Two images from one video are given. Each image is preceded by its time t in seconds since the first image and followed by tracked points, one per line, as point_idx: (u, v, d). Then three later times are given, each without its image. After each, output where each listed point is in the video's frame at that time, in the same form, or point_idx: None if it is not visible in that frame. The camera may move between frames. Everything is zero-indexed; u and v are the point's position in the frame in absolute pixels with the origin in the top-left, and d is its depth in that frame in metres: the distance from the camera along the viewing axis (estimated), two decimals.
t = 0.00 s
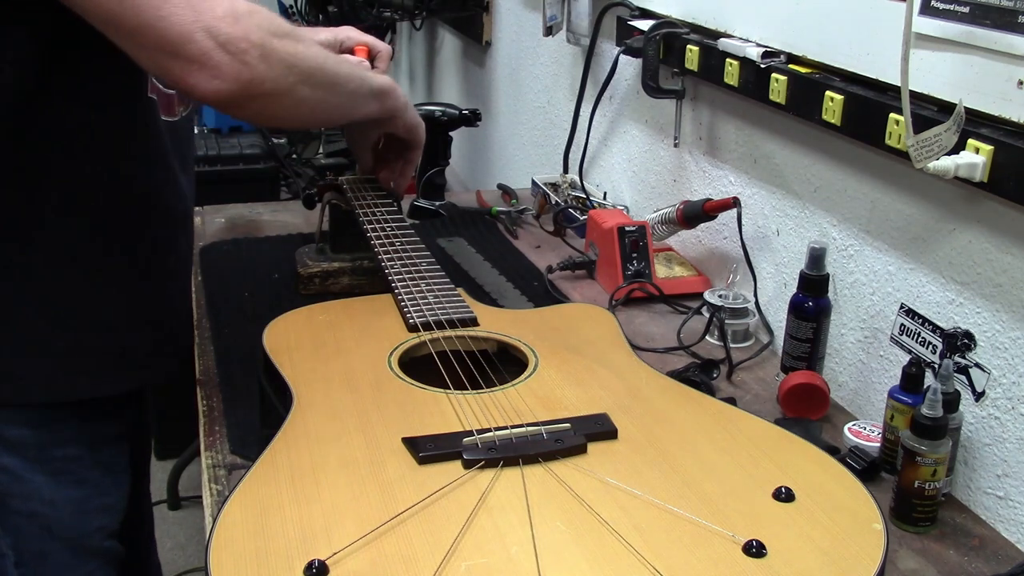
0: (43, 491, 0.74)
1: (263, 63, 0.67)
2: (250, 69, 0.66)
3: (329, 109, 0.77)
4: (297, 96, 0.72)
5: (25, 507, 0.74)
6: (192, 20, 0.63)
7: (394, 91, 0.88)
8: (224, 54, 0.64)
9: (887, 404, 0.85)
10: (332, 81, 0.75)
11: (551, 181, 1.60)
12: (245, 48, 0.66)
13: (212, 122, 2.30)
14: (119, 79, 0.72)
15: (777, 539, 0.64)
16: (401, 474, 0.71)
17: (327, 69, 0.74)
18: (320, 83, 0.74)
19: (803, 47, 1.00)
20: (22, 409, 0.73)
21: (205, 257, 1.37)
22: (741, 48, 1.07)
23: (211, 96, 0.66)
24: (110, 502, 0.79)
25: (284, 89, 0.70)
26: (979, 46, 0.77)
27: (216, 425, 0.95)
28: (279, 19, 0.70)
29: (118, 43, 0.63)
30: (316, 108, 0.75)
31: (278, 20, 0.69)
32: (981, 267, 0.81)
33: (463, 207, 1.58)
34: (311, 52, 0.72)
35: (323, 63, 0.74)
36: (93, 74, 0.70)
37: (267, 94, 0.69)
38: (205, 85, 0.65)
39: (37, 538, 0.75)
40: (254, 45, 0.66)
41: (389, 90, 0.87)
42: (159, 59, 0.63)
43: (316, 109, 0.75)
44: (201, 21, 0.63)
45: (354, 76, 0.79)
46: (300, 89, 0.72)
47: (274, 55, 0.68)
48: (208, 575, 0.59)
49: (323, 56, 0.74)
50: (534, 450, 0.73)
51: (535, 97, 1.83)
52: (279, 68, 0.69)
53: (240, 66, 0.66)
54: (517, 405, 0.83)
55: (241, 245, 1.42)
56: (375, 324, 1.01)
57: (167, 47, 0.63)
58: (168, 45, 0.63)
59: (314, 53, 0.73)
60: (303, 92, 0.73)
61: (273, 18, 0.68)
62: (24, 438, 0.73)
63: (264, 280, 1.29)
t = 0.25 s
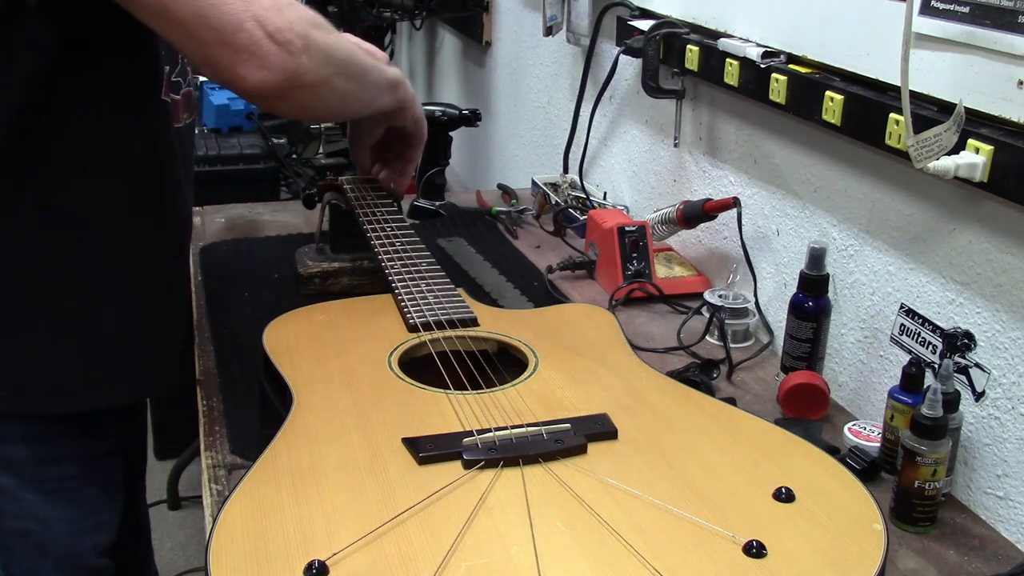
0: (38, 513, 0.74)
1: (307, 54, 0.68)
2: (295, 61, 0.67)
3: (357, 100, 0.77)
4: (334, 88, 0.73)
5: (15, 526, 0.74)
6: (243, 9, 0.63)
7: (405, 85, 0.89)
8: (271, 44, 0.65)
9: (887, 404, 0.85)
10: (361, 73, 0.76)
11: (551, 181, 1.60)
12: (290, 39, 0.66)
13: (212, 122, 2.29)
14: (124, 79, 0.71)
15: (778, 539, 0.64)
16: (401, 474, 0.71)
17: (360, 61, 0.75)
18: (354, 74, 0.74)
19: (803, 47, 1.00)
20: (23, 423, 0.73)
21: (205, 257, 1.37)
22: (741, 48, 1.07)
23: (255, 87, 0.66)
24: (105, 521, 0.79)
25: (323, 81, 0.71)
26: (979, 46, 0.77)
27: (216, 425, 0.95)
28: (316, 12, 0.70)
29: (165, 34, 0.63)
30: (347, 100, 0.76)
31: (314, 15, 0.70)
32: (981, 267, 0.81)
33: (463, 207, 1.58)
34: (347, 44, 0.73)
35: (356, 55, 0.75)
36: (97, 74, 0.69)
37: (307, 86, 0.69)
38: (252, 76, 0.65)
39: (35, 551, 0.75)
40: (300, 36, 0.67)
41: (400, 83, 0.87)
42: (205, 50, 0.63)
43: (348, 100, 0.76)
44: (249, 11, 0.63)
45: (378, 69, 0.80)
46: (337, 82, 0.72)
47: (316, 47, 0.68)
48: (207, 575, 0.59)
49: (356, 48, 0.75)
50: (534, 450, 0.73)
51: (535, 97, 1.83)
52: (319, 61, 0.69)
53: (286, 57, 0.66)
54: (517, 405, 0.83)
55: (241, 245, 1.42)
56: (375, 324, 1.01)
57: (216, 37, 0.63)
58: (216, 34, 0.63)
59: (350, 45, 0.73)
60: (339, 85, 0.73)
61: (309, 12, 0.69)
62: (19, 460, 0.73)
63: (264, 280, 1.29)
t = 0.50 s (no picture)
0: (40, 520, 0.74)
1: (329, 54, 0.71)
2: (317, 60, 0.70)
3: (370, 99, 0.81)
4: (351, 87, 0.76)
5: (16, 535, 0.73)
6: (269, 10, 0.66)
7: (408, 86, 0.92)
8: (296, 44, 0.68)
9: (887, 404, 0.85)
10: (373, 72, 0.79)
11: (551, 181, 1.60)
12: (314, 38, 0.69)
13: (212, 122, 2.30)
14: (125, 79, 0.71)
15: (778, 539, 0.64)
16: (401, 475, 0.71)
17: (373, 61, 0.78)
18: (367, 74, 0.78)
19: (803, 47, 1.00)
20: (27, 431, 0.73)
21: (205, 257, 1.37)
22: (741, 48, 1.07)
23: (280, 86, 0.69)
24: (108, 526, 0.78)
25: (341, 79, 0.74)
26: (979, 46, 0.77)
27: (216, 425, 0.95)
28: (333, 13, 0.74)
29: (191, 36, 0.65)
30: (361, 99, 0.79)
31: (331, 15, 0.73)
32: (980, 267, 0.81)
33: (463, 207, 1.58)
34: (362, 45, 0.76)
35: (370, 56, 0.78)
36: (100, 74, 0.69)
37: (327, 85, 0.73)
38: (278, 75, 0.68)
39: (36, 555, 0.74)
40: (321, 35, 0.70)
41: (406, 84, 0.89)
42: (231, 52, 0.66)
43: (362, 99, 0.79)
44: (275, 11, 0.66)
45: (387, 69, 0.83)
46: (352, 80, 0.76)
47: (336, 46, 0.72)
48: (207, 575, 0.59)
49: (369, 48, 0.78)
50: (534, 451, 0.73)
51: (535, 97, 1.83)
52: (339, 60, 0.72)
53: (310, 57, 0.69)
54: (518, 405, 0.83)
55: (240, 245, 1.42)
56: (375, 324, 1.01)
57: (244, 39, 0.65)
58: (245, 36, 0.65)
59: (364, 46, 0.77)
60: (354, 83, 0.76)
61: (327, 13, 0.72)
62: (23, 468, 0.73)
63: (264, 280, 1.29)
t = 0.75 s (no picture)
0: (43, 521, 0.74)
1: (342, 56, 0.72)
2: (331, 61, 0.71)
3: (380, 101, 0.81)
4: (362, 89, 0.77)
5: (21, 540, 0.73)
6: (284, 12, 0.67)
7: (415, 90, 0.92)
8: (311, 46, 0.69)
9: (887, 404, 0.85)
10: (383, 74, 0.80)
11: (551, 181, 1.60)
12: (328, 40, 0.70)
13: (212, 122, 2.30)
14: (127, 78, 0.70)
15: (778, 540, 0.64)
16: (401, 474, 0.71)
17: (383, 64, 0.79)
18: (378, 76, 0.78)
19: (803, 47, 1.00)
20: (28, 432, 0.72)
21: (205, 257, 1.37)
22: (741, 48, 1.07)
23: (294, 88, 0.70)
24: (110, 528, 0.78)
25: (353, 81, 0.75)
26: (979, 46, 0.77)
27: (216, 425, 0.95)
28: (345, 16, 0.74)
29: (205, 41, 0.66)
30: (371, 100, 0.80)
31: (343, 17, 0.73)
32: (980, 267, 0.81)
33: (463, 207, 1.58)
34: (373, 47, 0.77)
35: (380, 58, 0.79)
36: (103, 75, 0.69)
37: (339, 87, 0.73)
38: (292, 77, 0.69)
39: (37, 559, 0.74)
40: (335, 36, 0.70)
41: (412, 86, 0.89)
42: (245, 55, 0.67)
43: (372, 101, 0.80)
44: (290, 13, 0.67)
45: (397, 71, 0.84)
46: (364, 82, 0.76)
47: (348, 48, 0.72)
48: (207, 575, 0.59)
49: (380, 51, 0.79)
50: (534, 450, 0.73)
51: (535, 97, 1.83)
52: (351, 62, 0.73)
53: (324, 59, 0.70)
54: (518, 405, 0.83)
55: (240, 245, 1.42)
56: (375, 325, 1.01)
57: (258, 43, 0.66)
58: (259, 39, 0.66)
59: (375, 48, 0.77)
60: (366, 86, 0.77)
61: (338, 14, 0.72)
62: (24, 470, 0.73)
63: (264, 280, 1.29)
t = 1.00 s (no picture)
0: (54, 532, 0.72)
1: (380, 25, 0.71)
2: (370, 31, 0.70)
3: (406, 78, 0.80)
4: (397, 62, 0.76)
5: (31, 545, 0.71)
6: None
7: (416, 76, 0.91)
8: (352, 16, 0.68)
9: (887, 404, 0.85)
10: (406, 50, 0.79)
11: (551, 181, 1.60)
12: (365, 9, 0.69)
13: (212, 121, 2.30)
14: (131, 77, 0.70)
15: (778, 540, 0.63)
16: (401, 474, 0.71)
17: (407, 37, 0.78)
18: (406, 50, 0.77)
19: (803, 47, 1.00)
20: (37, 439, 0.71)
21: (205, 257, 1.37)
22: (741, 48, 1.07)
23: (339, 61, 0.69)
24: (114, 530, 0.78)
25: (391, 53, 0.74)
26: (979, 46, 0.77)
27: (216, 425, 0.95)
28: None
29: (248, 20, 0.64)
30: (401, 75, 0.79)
31: None
32: (980, 267, 0.81)
33: (463, 207, 1.58)
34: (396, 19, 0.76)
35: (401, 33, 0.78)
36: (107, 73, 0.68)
37: (379, 61, 0.72)
38: (337, 50, 0.68)
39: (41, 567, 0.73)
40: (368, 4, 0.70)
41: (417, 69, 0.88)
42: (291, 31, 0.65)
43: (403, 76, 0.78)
44: None
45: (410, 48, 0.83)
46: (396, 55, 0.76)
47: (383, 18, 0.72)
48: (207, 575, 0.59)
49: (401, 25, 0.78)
50: (534, 450, 0.73)
51: (535, 97, 1.83)
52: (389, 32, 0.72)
53: (365, 29, 0.69)
54: (518, 405, 0.83)
55: (240, 245, 1.42)
56: (375, 325, 1.01)
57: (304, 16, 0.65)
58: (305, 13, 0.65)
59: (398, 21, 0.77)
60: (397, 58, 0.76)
61: None
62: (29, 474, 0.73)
63: (264, 280, 1.29)
